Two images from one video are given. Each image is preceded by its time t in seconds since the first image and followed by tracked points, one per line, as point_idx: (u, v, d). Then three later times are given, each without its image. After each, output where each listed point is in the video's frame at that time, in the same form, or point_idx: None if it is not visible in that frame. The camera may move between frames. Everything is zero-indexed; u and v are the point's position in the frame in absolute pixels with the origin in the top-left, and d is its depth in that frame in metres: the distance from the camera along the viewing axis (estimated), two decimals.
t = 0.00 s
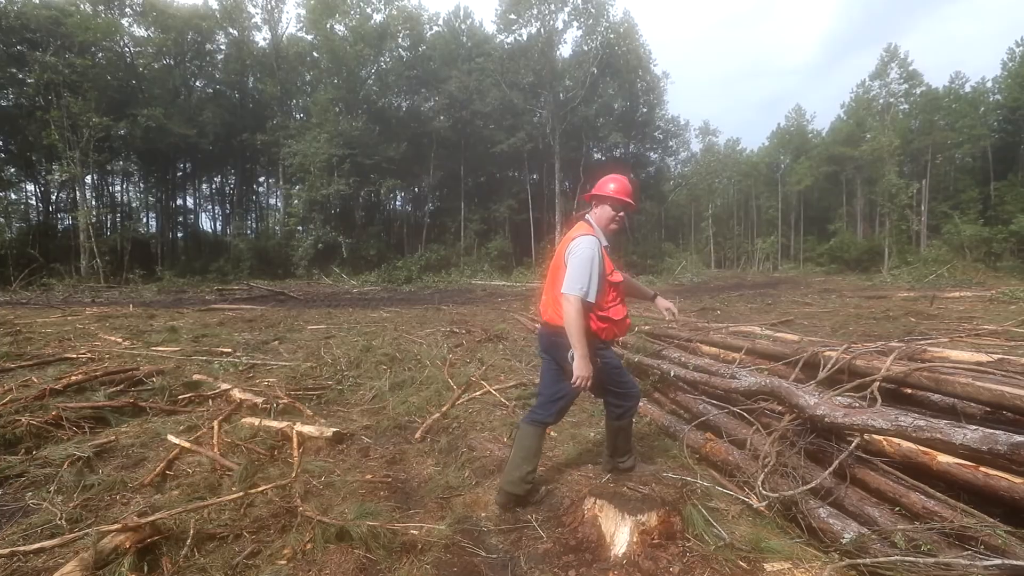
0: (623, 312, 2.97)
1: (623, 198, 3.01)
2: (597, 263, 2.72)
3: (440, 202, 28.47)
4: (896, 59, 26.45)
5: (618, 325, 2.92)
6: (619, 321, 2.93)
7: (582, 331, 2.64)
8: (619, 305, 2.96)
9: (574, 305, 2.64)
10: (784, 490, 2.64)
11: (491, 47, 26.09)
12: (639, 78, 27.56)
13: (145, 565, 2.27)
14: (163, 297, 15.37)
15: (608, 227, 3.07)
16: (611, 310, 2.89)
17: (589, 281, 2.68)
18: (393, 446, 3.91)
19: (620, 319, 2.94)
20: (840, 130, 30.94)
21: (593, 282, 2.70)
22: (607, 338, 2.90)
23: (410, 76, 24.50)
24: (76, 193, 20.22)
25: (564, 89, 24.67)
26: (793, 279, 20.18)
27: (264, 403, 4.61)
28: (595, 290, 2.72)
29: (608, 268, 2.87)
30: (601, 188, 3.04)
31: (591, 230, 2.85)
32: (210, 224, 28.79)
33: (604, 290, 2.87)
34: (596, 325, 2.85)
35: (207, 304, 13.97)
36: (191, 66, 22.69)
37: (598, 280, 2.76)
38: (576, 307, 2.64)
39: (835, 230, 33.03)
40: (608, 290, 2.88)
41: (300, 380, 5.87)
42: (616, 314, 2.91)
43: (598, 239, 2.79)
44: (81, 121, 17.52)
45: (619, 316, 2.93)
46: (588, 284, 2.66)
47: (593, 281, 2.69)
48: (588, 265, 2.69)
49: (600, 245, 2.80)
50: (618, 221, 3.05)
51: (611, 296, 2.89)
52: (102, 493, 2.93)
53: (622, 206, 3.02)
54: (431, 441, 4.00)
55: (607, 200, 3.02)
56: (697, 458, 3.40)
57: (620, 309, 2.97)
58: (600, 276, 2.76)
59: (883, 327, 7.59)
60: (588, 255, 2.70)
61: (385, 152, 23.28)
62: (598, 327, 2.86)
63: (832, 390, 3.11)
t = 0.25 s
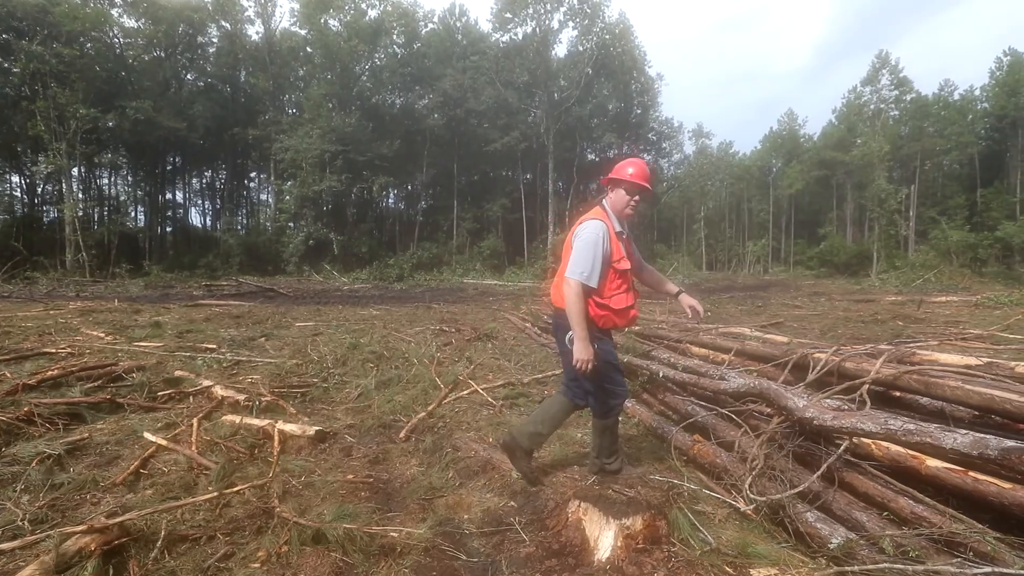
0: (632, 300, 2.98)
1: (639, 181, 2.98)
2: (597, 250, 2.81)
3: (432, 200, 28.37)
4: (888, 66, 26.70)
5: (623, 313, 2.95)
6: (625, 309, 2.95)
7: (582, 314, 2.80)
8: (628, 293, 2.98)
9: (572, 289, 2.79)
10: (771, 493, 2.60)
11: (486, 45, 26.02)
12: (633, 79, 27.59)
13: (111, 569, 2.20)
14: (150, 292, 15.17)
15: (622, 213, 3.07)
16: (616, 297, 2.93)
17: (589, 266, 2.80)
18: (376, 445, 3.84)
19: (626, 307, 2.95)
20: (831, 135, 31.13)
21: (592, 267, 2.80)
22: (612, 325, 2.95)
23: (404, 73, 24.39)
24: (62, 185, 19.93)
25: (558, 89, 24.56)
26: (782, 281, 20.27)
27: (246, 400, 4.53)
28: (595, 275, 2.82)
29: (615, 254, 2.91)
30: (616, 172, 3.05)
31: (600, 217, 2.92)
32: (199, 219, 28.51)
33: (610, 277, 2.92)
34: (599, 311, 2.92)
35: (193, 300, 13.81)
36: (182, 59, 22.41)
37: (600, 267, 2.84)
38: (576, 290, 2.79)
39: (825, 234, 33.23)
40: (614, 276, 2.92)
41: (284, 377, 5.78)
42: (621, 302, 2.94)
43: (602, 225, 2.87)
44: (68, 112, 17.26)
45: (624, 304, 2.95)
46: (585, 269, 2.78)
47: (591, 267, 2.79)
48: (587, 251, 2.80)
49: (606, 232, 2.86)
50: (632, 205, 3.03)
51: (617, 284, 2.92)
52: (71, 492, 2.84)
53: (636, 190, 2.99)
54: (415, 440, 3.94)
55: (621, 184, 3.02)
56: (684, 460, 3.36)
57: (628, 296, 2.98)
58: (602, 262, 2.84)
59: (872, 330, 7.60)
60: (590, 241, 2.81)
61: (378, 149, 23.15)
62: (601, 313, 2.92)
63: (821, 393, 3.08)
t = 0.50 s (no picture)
0: (627, 294, 2.88)
1: (631, 171, 2.88)
2: (584, 245, 2.76)
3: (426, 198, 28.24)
4: (881, 68, 26.79)
5: (618, 307, 2.85)
6: (620, 303, 2.86)
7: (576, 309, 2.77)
8: (623, 286, 2.88)
9: (560, 284, 2.76)
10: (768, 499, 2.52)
11: (481, 43, 25.89)
12: (628, 79, 27.54)
13: None
14: (139, 290, 15.00)
15: (617, 205, 2.97)
16: (608, 290, 2.85)
17: (577, 260, 2.75)
18: (363, 447, 3.73)
19: (621, 301, 2.86)
20: (824, 136, 31.21)
21: (580, 262, 2.76)
22: (606, 319, 2.86)
23: (399, 70, 24.26)
24: (51, 181, 19.69)
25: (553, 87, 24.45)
26: (775, 282, 20.26)
27: (230, 400, 4.42)
28: (584, 269, 2.77)
29: (605, 247, 2.83)
30: (610, 163, 2.97)
31: (589, 210, 2.87)
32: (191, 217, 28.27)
33: (601, 271, 2.85)
34: (591, 306, 2.86)
35: (183, 298, 13.65)
36: (173, 54, 22.19)
37: (588, 261, 2.78)
38: (565, 285, 2.77)
39: (818, 234, 33.32)
40: (604, 270, 2.85)
41: (272, 376, 5.68)
42: (615, 296, 2.85)
43: (589, 218, 2.82)
44: (56, 107, 17.05)
45: (618, 297, 2.85)
46: (572, 262, 2.75)
47: (577, 260, 2.75)
48: (574, 244, 2.77)
49: (592, 226, 2.81)
50: (626, 194, 2.93)
51: (608, 277, 2.85)
52: (41, 498, 2.73)
53: (628, 179, 2.89)
54: (403, 442, 3.84)
55: (612, 174, 2.93)
56: (678, 463, 3.29)
57: (623, 290, 2.87)
58: (590, 256, 2.78)
59: (865, 330, 7.57)
60: (575, 234, 2.78)
61: (372, 147, 23.03)
62: (593, 308, 2.86)
63: (818, 396, 3.01)
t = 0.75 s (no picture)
0: (616, 305, 2.79)
1: (627, 179, 2.77)
2: (571, 253, 2.70)
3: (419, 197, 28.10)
4: (873, 69, 26.92)
5: (604, 318, 2.78)
6: (606, 315, 2.78)
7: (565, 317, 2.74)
8: (612, 297, 2.80)
9: (544, 292, 2.73)
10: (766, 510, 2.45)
11: (475, 42, 25.78)
12: (622, 78, 27.52)
13: None
14: (127, 288, 14.81)
15: (615, 213, 2.86)
16: (595, 301, 2.79)
17: (562, 269, 2.70)
18: (350, 453, 3.64)
19: (607, 313, 2.78)
20: (817, 137, 31.31)
21: (566, 271, 2.71)
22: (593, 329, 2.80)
23: (392, 68, 24.14)
24: (38, 178, 19.43)
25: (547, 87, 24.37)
26: (768, 282, 20.28)
27: (214, 404, 4.31)
28: (571, 278, 2.72)
29: (594, 257, 2.76)
30: (611, 169, 2.88)
31: (583, 218, 2.80)
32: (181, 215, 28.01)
33: (589, 280, 2.78)
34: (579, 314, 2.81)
35: (172, 297, 13.49)
36: (164, 50, 21.95)
37: (575, 270, 2.72)
38: (551, 292, 2.73)
39: (810, 235, 33.43)
40: (593, 280, 2.78)
41: (258, 379, 5.56)
42: (602, 307, 2.78)
43: (580, 226, 2.74)
44: (43, 102, 16.81)
45: (605, 309, 2.78)
46: (558, 271, 2.69)
47: (563, 269, 2.70)
48: (561, 252, 2.72)
49: (582, 235, 2.74)
50: (624, 202, 2.82)
51: (596, 288, 2.78)
52: (9, 510, 2.61)
53: (627, 188, 2.77)
54: (392, 448, 3.74)
55: (611, 182, 2.82)
56: (673, 470, 3.21)
57: (611, 302, 2.79)
58: (576, 266, 2.72)
59: (858, 331, 7.54)
60: (563, 242, 2.73)
61: (365, 146, 22.91)
62: (580, 318, 2.81)
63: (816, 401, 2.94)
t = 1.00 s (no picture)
0: (612, 311, 2.76)
1: (634, 188, 2.74)
2: (570, 255, 2.70)
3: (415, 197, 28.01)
4: (868, 72, 27.03)
5: (600, 322, 2.75)
6: (601, 319, 2.76)
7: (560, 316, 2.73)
8: (610, 303, 2.77)
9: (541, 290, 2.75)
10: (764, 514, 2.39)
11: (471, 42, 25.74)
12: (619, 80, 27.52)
13: None
14: (119, 288, 14.68)
15: (622, 222, 2.82)
16: (592, 305, 2.77)
17: (560, 269, 2.70)
18: (341, 456, 3.57)
19: (603, 318, 2.75)
20: (811, 139, 31.39)
21: (564, 271, 2.71)
22: (588, 332, 2.78)
23: (388, 68, 24.08)
24: (29, 176, 19.26)
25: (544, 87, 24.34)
26: (763, 283, 20.31)
27: (202, 406, 4.23)
28: (568, 279, 2.71)
29: (595, 261, 2.75)
30: (622, 177, 2.85)
31: (588, 222, 2.80)
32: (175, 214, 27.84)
33: (588, 284, 2.77)
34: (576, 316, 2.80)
35: (164, 296, 13.37)
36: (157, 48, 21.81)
37: (573, 272, 2.71)
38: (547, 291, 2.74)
39: (805, 236, 33.50)
40: (591, 284, 2.77)
41: (249, 380, 5.48)
42: (599, 311, 2.76)
43: (583, 230, 2.75)
44: (34, 100, 16.67)
45: (601, 313, 2.75)
46: (556, 271, 2.70)
47: (561, 270, 2.70)
48: (561, 253, 2.73)
49: (584, 238, 2.74)
50: (630, 211, 2.78)
51: (594, 292, 2.76)
52: None
53: (632, 197, 2.74)
54: (383, 451, 3.67)
55: (619, 189, 2.80)
56: (669, 473, 3.16)
57: (607, 307, 2.76)
58: (576, 267, 2.71)
59: (853, 332, 7.52)
60: (564, 244, 2.74)
61: (360, 146, 22.81)
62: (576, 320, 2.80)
63: (814, 403, 2.90)
